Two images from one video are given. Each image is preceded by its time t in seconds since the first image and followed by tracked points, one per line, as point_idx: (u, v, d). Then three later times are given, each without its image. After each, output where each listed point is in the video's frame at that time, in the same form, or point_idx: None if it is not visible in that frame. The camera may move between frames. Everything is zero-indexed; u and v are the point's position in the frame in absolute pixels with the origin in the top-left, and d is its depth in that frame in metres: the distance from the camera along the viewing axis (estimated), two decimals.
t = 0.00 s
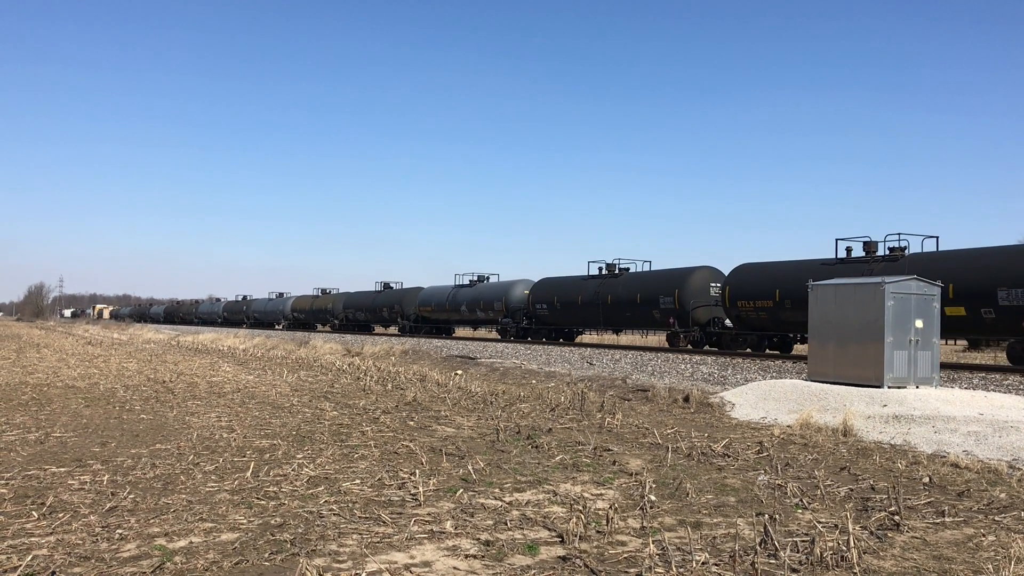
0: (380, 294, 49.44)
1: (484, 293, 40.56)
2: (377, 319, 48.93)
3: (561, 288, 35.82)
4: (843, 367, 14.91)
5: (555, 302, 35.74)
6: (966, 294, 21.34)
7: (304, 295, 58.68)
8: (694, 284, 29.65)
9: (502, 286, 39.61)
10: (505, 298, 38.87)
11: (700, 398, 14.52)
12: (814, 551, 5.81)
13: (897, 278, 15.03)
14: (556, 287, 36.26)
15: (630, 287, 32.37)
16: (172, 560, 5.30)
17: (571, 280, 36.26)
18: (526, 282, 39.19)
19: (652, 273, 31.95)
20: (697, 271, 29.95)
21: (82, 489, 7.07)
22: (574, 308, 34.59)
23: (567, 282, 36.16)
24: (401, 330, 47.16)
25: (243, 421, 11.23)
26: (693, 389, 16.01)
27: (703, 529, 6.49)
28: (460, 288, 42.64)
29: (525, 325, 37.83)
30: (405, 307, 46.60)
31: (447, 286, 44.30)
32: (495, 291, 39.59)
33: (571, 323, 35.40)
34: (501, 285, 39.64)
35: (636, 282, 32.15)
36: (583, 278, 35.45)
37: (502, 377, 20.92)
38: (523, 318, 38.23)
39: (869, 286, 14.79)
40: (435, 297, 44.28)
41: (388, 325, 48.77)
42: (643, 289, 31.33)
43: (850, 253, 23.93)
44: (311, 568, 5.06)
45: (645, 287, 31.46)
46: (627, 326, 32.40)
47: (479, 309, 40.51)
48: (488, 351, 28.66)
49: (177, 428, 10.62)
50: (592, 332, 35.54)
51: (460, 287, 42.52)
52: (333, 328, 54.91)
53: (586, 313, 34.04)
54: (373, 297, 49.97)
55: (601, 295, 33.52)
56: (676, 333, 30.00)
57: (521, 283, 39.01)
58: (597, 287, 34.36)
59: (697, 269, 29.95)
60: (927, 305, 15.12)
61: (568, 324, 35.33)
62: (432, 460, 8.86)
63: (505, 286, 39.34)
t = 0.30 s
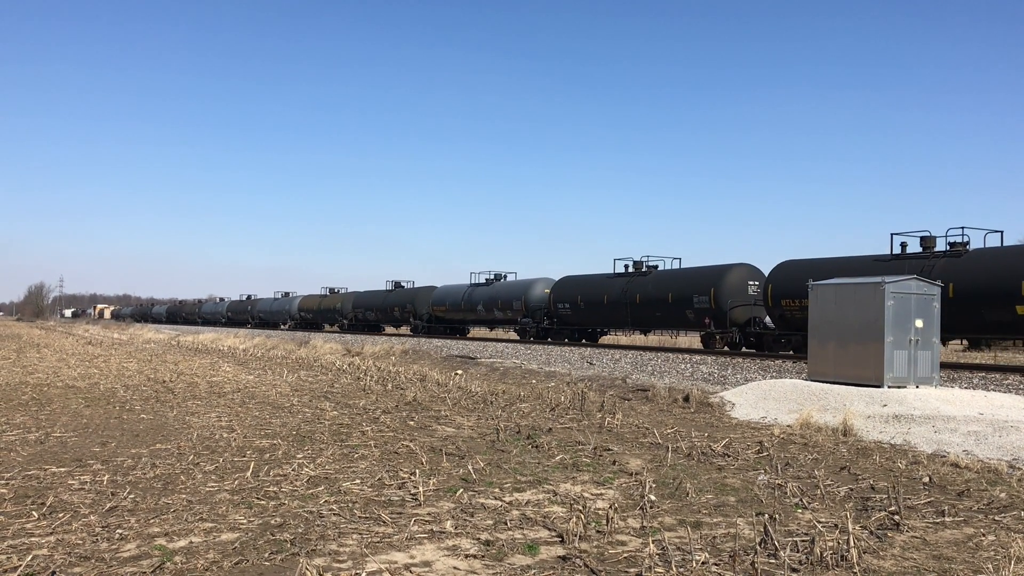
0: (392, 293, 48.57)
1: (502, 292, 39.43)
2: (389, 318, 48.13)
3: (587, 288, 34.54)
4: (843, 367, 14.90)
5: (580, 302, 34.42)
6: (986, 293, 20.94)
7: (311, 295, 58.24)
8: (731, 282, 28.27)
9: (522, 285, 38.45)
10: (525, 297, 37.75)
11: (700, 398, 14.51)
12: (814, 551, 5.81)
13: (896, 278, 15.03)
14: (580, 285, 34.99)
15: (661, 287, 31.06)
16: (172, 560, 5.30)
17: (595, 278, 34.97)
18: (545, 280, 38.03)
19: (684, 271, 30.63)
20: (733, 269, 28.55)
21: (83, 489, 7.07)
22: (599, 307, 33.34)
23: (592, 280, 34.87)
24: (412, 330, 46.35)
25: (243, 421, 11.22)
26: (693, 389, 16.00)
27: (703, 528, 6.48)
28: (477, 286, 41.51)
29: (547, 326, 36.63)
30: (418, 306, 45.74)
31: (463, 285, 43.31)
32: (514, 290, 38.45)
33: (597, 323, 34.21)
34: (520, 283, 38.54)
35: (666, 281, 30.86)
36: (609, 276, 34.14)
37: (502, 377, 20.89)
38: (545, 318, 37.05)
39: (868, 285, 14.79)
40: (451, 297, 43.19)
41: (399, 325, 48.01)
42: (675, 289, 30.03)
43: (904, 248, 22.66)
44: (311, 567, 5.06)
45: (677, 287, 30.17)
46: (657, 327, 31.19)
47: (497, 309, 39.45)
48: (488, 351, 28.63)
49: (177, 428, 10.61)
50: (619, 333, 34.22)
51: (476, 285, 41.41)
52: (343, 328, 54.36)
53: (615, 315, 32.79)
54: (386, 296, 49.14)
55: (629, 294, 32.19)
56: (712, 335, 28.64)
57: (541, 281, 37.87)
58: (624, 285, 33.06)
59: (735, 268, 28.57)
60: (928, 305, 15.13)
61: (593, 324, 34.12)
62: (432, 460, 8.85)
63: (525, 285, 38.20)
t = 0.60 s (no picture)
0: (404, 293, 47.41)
1: (524, 291, 38.07)
2: (401, 318, 47.08)
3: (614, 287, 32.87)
4: (843, 368, 14.90)
5: (607, 301, 32.83)
6: None
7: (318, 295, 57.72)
8: (773, 281, 26.46)
9: (544, 284, 37.07)
10: (547, 296, 36.35)
11: (700, 398, 14.51)
12: (814, 550, 5.81)
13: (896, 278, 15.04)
14: (607, 284, 33.34)
15: (695, 285, 29.25)
16: (172, 560, 5.31)
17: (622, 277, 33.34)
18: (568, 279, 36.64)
19: (719, 269, 28.87)
20: (776, 266, 26.66)
21: (83, 489, 7.08)
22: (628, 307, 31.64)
23: (620, 278, 33.27)
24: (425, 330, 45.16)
25: (243, 421, 11.24)
26: (693, 389, 16.01)
27: (703, 528, 6.49)
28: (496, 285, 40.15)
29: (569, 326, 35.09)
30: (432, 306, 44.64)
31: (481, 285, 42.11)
32: (536, 289, 37.09)
33: (624, 324, 32.61)
34: (541, 282, 37.32)
35: (700, 279, 29.12)
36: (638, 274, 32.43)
37: (502, 377, 20.88)
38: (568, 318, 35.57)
39: (868, 286, 14.80)
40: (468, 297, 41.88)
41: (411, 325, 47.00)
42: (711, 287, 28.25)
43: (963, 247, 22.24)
44: (311, 567, 5.07)
45: (714, 285, 28.35)
46: (688, 328, 29.48)
47: (517, 308, 38.14)
48: (488, 351, 28.61)
49: (177, 428, 10.60)
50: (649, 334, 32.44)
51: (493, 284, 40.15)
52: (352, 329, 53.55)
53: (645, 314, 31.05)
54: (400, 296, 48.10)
55: (660, 294, 30.44)
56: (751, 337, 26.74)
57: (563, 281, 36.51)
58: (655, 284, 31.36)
59: (777, 264, 26.70)
60: (927, 305, 15.14)
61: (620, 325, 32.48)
62: (432, 460, 8.86)
63: (547, 284, 36.84)
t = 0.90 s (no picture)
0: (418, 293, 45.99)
1: (547, 290, 36.66)
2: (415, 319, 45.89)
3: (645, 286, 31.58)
4: (844, 368, 14.90)
5: (637, 301, 31.55)
6: None
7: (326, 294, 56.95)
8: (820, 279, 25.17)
9: (567, 282, 35.64)
10: (571, 294, 34.95)
11: (701, 398, 14.51)
12: (815, 550, 5.81)
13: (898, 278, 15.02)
14: (637, 282, 32.02)
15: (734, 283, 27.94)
16: (173, 559, 5.31)
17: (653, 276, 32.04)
18: (593, 277, 35.22)
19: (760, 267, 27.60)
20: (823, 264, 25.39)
21: (84, 489, 7.08)
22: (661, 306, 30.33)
23: (650, 276, 31.94)
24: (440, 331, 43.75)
25: (244, 421, 11.24)
26: (695, 389, 16.00)
27: (704, 528, 6.49)
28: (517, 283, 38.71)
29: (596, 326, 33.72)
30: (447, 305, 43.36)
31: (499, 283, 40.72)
32: (559, 287, 35.70)
33: (656, 324, 31.32)
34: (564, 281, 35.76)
35: (740, 277, 27.85)
36: (670, 272, 31.08)
37: (504, 377, 20.84)
38: (593, 319, 34.18)
39: (870, 286, 14.78)
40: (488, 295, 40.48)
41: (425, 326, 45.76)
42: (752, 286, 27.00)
43: None
44: (312, 567, 5.07)
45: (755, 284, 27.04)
46: (725, 329, 28.25)
47: (539, 308, 36.73)
48: (489, 351, 28.56)
49: (179, 428, 10.59)
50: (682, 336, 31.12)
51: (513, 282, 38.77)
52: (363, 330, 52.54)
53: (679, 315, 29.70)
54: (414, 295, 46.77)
55: (696, 293, 29.10)
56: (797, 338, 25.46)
57: (587, 278, 35.08)
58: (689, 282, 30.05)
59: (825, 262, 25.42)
60: (929, 305, 15.12)
61: (651, 325, 31.30)
62: (433, 460, 8.86)
63: (570, 281, 35.42)
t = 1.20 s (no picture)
0: (435, 291, 45.06)
1: (573, 288, 35.59)
2: (432, 318, 44.95)
3: (680, 284, 30.15)
4: (848, 368, 14.88)
5: (674, 299, 30.05)
6: None
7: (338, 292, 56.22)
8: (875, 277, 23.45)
9: (595, 280, 34.56)
10: (599, 293, 33.90)
11: (705, 398, 14.48)
12: (818, 551, 5.80)
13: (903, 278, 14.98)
14: (671, 280, 30.57)
15: (778, 281, 26.35)
16: (176, 557, 5.32)
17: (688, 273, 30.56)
18: (622, 275, 34.18)
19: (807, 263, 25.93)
20: (878, 260, 23.63)
21: (88, 487, 7.10)
22: (698, 306, 28.96)
23: (685, 273, 30.48)
24: (458, 330, 42.78)
25: (248, 419, 11.27)
26: (698, 389, 15.98)
27: (708, 529, 6.48)
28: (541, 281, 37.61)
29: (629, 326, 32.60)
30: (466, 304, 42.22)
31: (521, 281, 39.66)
32: (586, 286, 34.61)
33: (692, 324, 29.84)
34: (592, 279, 34.72)
35: (785, 275, 26.26)
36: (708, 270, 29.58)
37: (508, 377, 20.79)
38: (625, 318, 33.10)
39: (875, 285, 14.75)
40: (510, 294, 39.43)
41: (442, 325, 44.65)
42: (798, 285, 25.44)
43: None
44: (315, 566, 5.07)
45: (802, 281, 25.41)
46: (769, 330, 26.75)
47: (565, 307, 35.62)
48: (493, 351, 28.52)
49: (183, 427, 10.59)
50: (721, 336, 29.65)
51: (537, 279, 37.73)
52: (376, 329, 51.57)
53: (719, 314, 28.25)
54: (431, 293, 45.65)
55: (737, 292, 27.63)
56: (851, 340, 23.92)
57: (617, 276, 33.99)
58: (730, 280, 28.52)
59: (880, 258, 23.66)
60: (934, 306, 15.08)
61: (687, 326, 29.75)
62: (437, 459, 8.85)
63: (599, 280, 34.33)
